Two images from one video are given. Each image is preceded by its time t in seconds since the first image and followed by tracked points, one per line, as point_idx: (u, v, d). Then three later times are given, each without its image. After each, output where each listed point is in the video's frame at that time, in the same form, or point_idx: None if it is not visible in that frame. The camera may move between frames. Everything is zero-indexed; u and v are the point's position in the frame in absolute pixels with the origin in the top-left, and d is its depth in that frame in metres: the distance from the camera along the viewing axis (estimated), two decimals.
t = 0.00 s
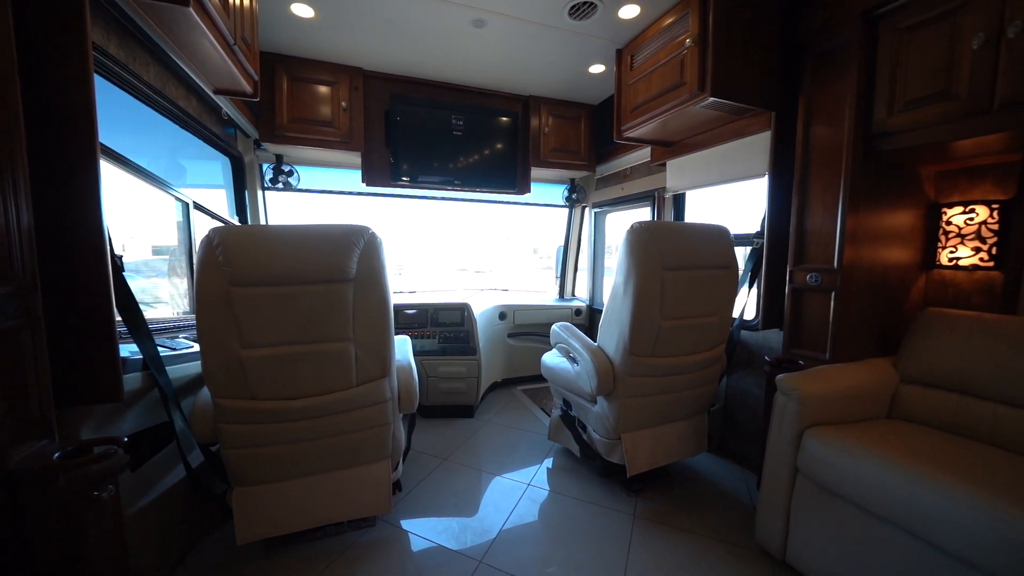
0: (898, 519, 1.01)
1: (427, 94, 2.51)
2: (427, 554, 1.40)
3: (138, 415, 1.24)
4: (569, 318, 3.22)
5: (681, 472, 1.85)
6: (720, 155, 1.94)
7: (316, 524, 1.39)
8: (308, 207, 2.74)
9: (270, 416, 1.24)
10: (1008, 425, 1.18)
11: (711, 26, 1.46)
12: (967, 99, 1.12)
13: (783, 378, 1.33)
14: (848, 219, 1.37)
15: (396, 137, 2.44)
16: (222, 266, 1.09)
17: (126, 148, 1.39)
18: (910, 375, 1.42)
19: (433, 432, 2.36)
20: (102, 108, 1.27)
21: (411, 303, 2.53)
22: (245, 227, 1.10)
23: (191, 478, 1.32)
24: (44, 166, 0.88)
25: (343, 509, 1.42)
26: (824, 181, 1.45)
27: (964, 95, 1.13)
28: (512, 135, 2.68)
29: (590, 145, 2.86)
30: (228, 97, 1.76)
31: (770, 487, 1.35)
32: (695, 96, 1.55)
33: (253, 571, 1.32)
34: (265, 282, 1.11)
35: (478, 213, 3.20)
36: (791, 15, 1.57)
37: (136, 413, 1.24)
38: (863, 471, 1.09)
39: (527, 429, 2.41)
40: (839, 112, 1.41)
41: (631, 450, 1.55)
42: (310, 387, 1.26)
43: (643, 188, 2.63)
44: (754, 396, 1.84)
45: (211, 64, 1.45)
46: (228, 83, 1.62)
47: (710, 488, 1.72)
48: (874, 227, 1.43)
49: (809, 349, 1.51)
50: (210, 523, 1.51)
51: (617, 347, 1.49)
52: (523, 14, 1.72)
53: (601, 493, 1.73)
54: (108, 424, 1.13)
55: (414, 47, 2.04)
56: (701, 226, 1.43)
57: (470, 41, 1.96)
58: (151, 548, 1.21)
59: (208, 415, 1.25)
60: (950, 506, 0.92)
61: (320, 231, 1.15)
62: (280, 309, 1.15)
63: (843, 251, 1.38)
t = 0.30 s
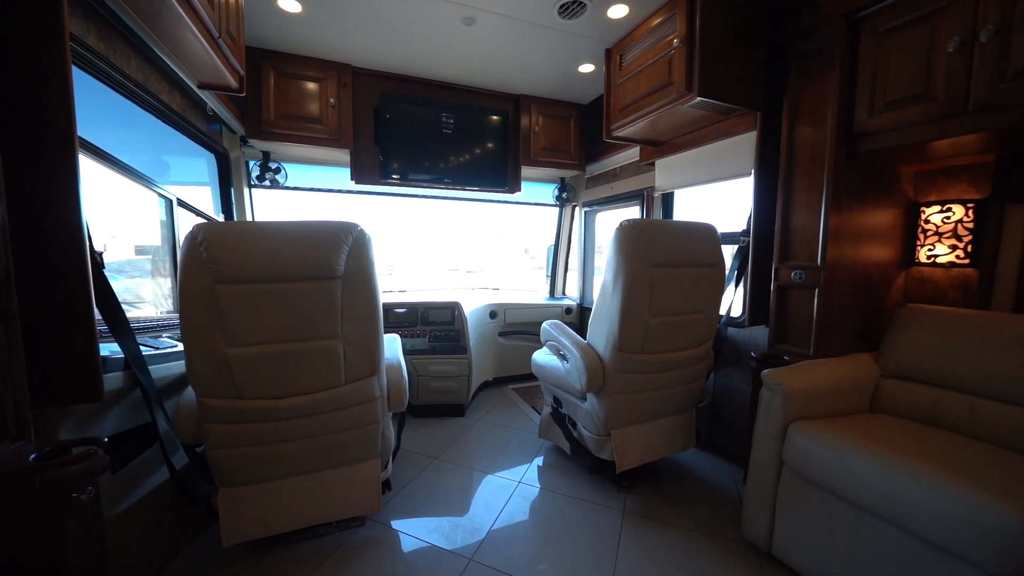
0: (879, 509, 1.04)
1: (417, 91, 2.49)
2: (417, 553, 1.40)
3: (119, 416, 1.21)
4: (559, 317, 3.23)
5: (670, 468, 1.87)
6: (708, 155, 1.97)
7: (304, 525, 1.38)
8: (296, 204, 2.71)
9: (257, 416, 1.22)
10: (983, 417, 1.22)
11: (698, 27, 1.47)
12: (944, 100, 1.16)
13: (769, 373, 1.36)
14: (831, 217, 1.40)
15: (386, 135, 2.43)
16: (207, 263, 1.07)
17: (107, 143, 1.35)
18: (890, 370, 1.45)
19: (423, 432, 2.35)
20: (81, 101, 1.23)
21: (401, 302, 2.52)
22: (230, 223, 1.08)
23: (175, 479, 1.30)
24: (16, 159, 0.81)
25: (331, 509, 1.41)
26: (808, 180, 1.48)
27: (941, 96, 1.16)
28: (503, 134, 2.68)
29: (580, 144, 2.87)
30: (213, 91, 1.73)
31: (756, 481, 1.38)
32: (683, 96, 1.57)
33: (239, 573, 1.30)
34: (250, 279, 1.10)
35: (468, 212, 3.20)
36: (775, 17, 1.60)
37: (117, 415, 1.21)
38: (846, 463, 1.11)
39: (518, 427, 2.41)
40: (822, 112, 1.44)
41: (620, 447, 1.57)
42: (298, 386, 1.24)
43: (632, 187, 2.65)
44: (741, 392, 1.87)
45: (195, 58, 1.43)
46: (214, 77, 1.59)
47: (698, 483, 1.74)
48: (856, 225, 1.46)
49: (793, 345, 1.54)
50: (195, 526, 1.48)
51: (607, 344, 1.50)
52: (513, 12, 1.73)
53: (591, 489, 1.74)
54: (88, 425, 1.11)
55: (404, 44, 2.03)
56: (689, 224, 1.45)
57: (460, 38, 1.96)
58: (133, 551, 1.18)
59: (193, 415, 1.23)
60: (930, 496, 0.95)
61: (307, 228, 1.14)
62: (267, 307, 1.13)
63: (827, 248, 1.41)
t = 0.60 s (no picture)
0: (861, 500, 1.06)
1: (406, 89, 2.48)
2: (407, 552, 1.39)
3: (100, 417, 1.18)
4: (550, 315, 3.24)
5: (658, 464, 1.89)
6: (695, 154, 2.00)
7: (292, 526, 1.36)
8: (283, 203, 2.67)
9: (243, 415, 1.20)
10: (959, 409, 1.26)
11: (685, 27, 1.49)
12: (921, 101, 1.19)
13: (754, 368, 1.38)
14: (814, 216, 1.43)
15: (375, 133, 2.41)
16: (191, 260, 1.05)
17: (87, 138, 1.32)
18: (871, 365, 1.49)
19: (413, 431, 2.34)
20: (57, 94, 1.19)
21: (390, 300, 2.50)
22: (215, 220, 1.06)
23: (159, 481, 1.27)
24: None
25: (319, 509, 1.39)
26: (792, 179, 1.51)
27: (917, 97, 1.20)
28: (493, 133, 2.68)
29: (570, 143, 2.88)
30: (198, 86, 1.70)
31: (742, 474, 1.40)
32: (671, 95, 1.59)
33: None
34: (236, 276, 1.08)
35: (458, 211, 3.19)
36: (760, 19, 1.63)
37: (98, 416, 1.18)
38: (829, 455, 1.14)
39: (508, 425, 2.42)
40: (805, 112, 1.47)
41: (610, 443, 1.58)
42: (285, 384, 1.23)
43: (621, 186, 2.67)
44: (728, 388, 1.90)
45: (178, 52, 1.40)
46: (198, 71, 1.56)
47: (686, 478, 1.77)
48: (839, 223, 1.49)
49: (778, 341, 1.57)
50: (180, 528, 1.45)
51: (596, 341, 1.51)
52: (502, 11, 1.73)
53: (581, 486, 1.75)
54: (67, 427, 1.08)
55: (393, 41, 2.02)
56: (677, 222, 1.47)
57: (449, 36, 1.95)
58: (115, 555, 1.16)
59: (177, 415, 1.21)
60: (909, 485, 0.97)
61: (295, 224, 1.12)
62: (253, 304, 1.11)
63: (810, 246, 1.44)
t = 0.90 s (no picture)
0: (845, 491, 1.09)
1: (396, 87, 2.46)
2: (397, 552, 1.38)
3: (79, 418, 1.15)
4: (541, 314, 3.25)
5: (648, 460, 1.91)
6: (684, 154, 2.02)
7: (280, 527, 1.34)
8: (271, 201, 2.63)
9: (229, 415, 1.18)
10: (939, 402, 1.29)
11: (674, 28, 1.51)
12: (901, 102, 1.22)
13: (742, 364, 1.40)
14: (800, 214, 1.46)
15: (364, 131, 2.39)
16: (175, 257, 1.03)
17: (67, 133, 1.29)
18: (854, 360, 1.53)
19: (404, 430, 2.33)
20: (33, 87, 1.16)
21: (381, 300, 2.48)
22: (200, 216, 1.04)
23: (141, 484, 1.24)
24: None
25: (308, 510, 1.37)
26: (779, 178, 1.54)
27: (898, 99, 1.23)
28: (484, 132, 2.67)
29: (560, 143, 2.89)
30: (182, 81, 1.67)
31: (731, 469, 1.42)
32: (659, 95, 1.61)
33: None
34: (222, 273, 1.06)
35: (449, 210, 3.18)
36: (746, 21, 1.65)
37: (78, 417, 1.15)
38: (814, 448, 1.16)
39: (500, 424, 2.42)
40: (790, 113, 1.50)
41: (600, 439, 1.59)
42: (273, 383, 1.21)
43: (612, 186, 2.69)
44: (717, 384, 1.92)
45: (162, 45, 1.37)
46: (183, 65, 1.53)
47: (676, 473, 1.79)
48: (823, 222, 1.52)
49: (765, 338, 1.60)
50: (164, 532, 1.42)
51: (587, 338, 1.52)
52: (493, 9, 1.73)
53: (572, 483, 1.76)
54: (46, 428, 1.05)
55: (382, 37, 2.00)
56: (666, 221, 1.48)
57: (439, 33, 1.94)
58: (95, 560, 1.13)
59: (161, 415, 1.18)
60: (890, 477, 1.00)
61: (282, 222, 1.11)
62: (239, 302, 1.10)
63: (796, 244, 1.46)
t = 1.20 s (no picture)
0: (829, 484, 1.11)
1: (385, 84, 2.45)
2: (388, 552, 1.37)
3: (58, 421, 1.12)
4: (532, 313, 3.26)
5: (638, 457, 1.93)
6: (673, 153, 2.04)
7: (268, 529, 1.33)
8: (258, 199, 2.59)
9: (215, 416, 1.16)
10: (918, 396, 1.33)
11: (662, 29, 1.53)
12: (882, 104, 1.25)
13: (729, 360, 1.42)
14: (785, 213, 1.48)
15: (353, 129, 2.36)
16: (158, 255, 1.01)
17: (44, 128, 1.25)
18: (837, 356, 1.56)
19: (395, 430, 2.31)
20: (7, 79, 1.12)
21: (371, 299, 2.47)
22: (184, 213, 1.02)
23: (125, 488, 1.22)
24: None
25: (297, 512, 1.36)
26: (764, 178, 1.57)
27: (878, 100, 1.26)
28: (475, 130, 2.67)
29: (551, 142, 2.90)
30: (166, 76, 1.63)
31: (718, 465, 1.44)
32: (648, 95, 1.62)
33: None
34: (207, 271, 1.04)
35: (440, 209, 3.17)
36: (733, 23, 1.68)
37: (57, 420, 1.12)
38: (799, 442, 1.18)
39: (491, 423, 2.42)
40: (775, 113, 1.53)
41: (591, 437, 1.60)
42: (260, 383, 1.19)
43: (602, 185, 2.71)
44: (705, 381, 1.95)
45: (145, 40, 1.34)
46: (167, 60, 1.50)
47: (665, 470, 1.81)
48: (807, 221, 1.55)
49: (752, 335, 1.63)
50: (148, 537, 1.39)
51: (577, 336, 1.53)
52: (483, 7, 1.73)
53: (563, 481, 1.77)
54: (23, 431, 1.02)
55: (372, 34, 1.99)
56: (654, 220, 1.49)
57: (429, 31, 1.94)
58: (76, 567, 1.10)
59: (144, 417, 1.16)
60: (872, 468, 1.02)
61: (270, 219, 1.09)
62: (225, 301, 1.08)
63: (781, 243, 1.49)
